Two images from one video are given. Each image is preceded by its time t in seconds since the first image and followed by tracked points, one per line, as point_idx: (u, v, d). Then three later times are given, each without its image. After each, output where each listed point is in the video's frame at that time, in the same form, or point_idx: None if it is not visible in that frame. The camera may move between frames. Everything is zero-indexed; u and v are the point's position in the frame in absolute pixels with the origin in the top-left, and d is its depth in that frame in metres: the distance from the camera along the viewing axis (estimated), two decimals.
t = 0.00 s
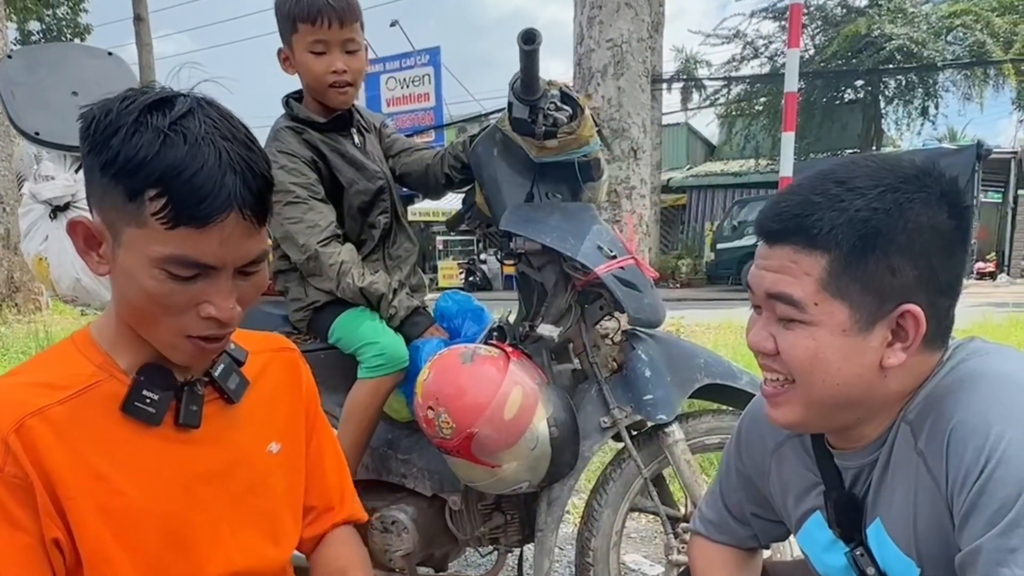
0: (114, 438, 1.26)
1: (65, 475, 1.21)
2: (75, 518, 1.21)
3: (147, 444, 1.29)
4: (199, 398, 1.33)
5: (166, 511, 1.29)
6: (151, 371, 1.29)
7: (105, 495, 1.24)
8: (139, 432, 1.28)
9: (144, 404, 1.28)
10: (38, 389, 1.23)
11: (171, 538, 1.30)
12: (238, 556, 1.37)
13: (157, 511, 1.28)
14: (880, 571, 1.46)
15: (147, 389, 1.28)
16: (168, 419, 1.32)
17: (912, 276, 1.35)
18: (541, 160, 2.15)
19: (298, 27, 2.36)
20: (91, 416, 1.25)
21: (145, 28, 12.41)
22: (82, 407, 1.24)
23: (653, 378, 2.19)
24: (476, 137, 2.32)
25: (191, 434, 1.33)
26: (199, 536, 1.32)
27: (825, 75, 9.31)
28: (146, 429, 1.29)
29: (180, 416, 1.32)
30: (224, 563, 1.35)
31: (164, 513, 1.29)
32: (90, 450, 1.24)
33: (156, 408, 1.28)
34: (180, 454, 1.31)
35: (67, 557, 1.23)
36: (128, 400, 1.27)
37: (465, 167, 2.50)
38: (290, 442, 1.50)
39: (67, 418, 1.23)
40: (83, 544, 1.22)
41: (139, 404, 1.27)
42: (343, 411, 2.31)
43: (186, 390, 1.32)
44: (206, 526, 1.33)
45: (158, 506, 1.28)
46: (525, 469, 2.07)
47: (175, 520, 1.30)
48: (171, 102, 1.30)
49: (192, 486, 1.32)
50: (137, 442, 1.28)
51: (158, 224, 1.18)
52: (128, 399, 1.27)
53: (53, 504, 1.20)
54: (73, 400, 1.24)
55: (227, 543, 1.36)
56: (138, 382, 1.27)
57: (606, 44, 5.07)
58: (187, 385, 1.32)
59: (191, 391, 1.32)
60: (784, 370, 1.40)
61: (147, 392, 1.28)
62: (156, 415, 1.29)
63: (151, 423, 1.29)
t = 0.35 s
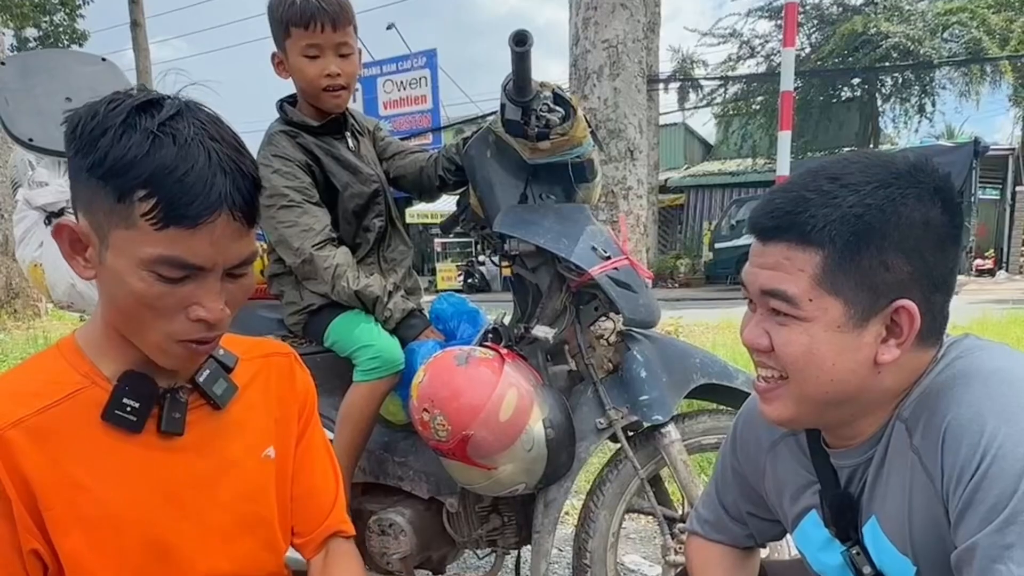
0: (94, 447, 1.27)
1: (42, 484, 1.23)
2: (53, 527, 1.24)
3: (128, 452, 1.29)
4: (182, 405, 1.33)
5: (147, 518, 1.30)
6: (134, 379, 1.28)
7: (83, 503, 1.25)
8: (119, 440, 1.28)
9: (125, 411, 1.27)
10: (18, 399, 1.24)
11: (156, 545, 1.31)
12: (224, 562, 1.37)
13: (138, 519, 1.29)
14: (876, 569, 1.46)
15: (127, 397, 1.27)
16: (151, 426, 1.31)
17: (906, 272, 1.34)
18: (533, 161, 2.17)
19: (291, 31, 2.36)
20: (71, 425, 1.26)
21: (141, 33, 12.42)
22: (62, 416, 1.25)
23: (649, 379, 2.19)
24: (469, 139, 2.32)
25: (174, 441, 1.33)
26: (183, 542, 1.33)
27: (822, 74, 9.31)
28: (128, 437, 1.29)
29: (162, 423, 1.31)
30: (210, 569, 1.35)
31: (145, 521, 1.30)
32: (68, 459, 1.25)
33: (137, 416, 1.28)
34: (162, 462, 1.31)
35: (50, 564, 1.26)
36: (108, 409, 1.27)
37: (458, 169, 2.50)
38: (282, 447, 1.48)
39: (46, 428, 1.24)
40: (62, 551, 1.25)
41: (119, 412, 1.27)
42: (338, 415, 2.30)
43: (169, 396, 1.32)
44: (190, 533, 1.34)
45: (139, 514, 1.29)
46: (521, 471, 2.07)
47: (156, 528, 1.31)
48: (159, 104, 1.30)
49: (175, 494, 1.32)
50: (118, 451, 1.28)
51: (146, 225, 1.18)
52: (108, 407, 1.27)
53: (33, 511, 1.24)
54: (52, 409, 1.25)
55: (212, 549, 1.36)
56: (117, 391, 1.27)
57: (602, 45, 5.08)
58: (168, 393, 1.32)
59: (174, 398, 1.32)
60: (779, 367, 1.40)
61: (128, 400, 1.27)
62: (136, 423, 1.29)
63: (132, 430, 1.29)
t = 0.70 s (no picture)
0: (94, 455, 1.27)
1: (44, 492, 1.24)
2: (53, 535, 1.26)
3: (128, 460, 1.29)
4: (184, 411, 1.33)
5: (149, 525, 1.31)
6: (133, 385, 1.29)
7: (84, 511, 1.26)
8: (120, 447, 1.29)
9: (125, 419, 1.27)
10: (18, 407, 1.25)
11: (160, 551, 1.32)
12: (227, 566, 1.38)
13: (140, 526, 1.30)
14: (883, 567, 1.45)
15: (127, 404, 1.28)
16: (152, 432, 1.31)
17: (911, 269, 1.34)
18: (536, 160, 2.17)
19: (294, 32, 2.37)
20: (72, 432, 1.26)
21: (143, 36, 12.44)
22: (62, 424, 1.26)
23: (652, 377, 2.19)
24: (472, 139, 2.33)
25: (176, 447, 1.33)
26: (187, 548, 1.34)
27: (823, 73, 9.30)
28: (129, 444, 1.29)
29: (163, 429, 1.31)
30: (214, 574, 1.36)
31: (147, 527, 1.31)
32: (68, 467, 1.26)
33: (138, 423, 1.28)
34: (163, 468, 1.31)
35: (55, 569, 1.29)
36: (109, 415, 1.27)
37: (461, 170, 2.51)
38: (290, 449, 1.48)
39: (46, 436, 1.25)
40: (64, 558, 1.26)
41: (120, 419, 1.27)
42: (342, 416, 2.30)
43: (169, 403, 1.32)
44: (193, 538, 1.34)
45: (140, 521, 1.30)
46: (525, 471, 2.07)
47: (159, 534, 1.31)
48: (153, 103, 1.30)
49: (178, 500, 1.32)
50: (120, 458, 1.28)
51: (144, 227, 1.19)
52: (108, 415, 1.27)
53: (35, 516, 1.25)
54: (52, 417, 1.25)
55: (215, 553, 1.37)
56: (119, 397, 1.27)
57: (603, 46, 5.08)
58: (170, 400, 1.32)
59: (175, 405, 1.32)
60: (785, 365, 1.40)
61: (129, 406, 1.28)
62: (138, 430, 1.29)
63: (133, 437, 1.29)
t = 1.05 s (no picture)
0: (110, 457, 1.25)
1: (61, 498, 1.21)
2: (72, 541, 1.23)
3: (144, 461, 1.28)
4: (197, 411, 1.33)
5: (167, 525, 1.30)
6: (149, 386, 1.28)
7: (103, 515, 1.24)
8: (135, 448, 1.28)
9: (140, 420, 1.27)
10: (31, 409, 1.22)
11: (179, 551, 1.31)
12: (244, 562, 1.39)
13: (158, 528, 1.29)
14: (889, 567, 1.44)
15: (142, 405, 1.27)
16: (166, 433, 1.31)
17: (917, 265, 1.33)
18: (540, 158, 2.15)
19: (296, 31, 2.37)
20: (87, 434, 1.24)
21: (148, 37, 12.46)
22: (77, 426, 1.24)
23: (657, 375, 2.18)
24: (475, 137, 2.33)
25: (190, 446, 1.32)
26: (204, 545, 1.34)
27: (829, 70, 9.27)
28: (144, 446, 1.28)
29: (177, 430, 1.31)
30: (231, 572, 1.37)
31: (165, 529, 1.30)
32: (84, 471, 1.23)
33: (153, 424, 1.28)
34: (178, 468, 1.31)
35: None
36: (123, 417, 1.26)
37: (465, 168, 2.50)
38: (297, 442, 1.49)
39: (61, 439, 1.22)
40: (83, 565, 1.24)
41: (134, 421, 1.26)
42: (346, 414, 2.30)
43: (184, 404, 1.31)
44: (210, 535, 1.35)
45: (159, 522, 1.29)
46: (529, 469, 2.06)
47: (177, 533, 1.31)
48: (170, 101, 1.29)
49: (194, 499, 1.32)
50: (135, 461, 1.27)
51: (161, 229, 1.18)
52: (123, 416, 1.26)
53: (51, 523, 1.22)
54: (66, 419, 1.23)
55: (231, 549, 1.38)
56: (134, 399, 1.26)
57: (607, 44, 5.07)
58: (184, 401, 1.31)
59: (189, 405, 1.32)
60: (792, 369, 1.39)
61: (144, 408, 1.27)
62: (152, 432, 1.28)
63: (148, 438, 1.28)
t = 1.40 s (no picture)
0: (127, 456, 1.25)
1: (78, 495, 1.21)
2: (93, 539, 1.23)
3: (159, 460, 1.28)
4: (211, 411, 1.32)
5: (183, 524, 1.30)
6: (162, 383, 1.28)
7: (120, 514, 1.25)
8: (150, 448, 1.27)
9: (154, 419, 1.26)
10: (48, 407, 1.21)
11: (190, 549, 1.31)
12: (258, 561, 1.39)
13: (174, 526, 1.29)
14: (903, 565, 1.43)
15: (157, 404, 1.26)
16: (180, 432, 1.30)
17: (932, 257, 1.32)
18: (548, 153, 2.15)
19: (303, 26, 2.37)
20: (103, 433, 1.24)
21: (153, 34, 12.47)
22: (94, 425, 1.23)
23: (665, 372, 2.17)
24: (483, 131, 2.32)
25: (204, 446, 1.32)
26: (219, 545, 1.34)
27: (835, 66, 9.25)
28: (157, 445, 1.28)
29: (191, 429, 1.30)
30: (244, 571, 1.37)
31: (181, 527, 1.30)
32: (99, 468, 1.23)
33: (167, 424, 1.27)
34: (193, 467, 1.31)
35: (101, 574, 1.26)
36: (137, 416, 1.25)
37: (472, 163, 2.50)
38: (308, 442, 1.49)
39: (79, 437, 1.22)
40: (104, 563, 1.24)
41: (149, 419, 1.26)
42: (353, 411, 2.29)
43: (198, 404, 1.31)
44: (224, 535, 1.35)
45: (174, 521, 1.29)
46: (536, 466, 2.05)
47: (192, 533, 1.31)
48: (182, 93, 1.28)
49: (208, 498, 1.32)
50: (149, 459, 1.27)
51: (173, 223, 1.17)
52: (138, 416, 1.25)
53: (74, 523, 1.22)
54: (84, 418, 1.22)
55: (246, 548, 1.38)
56: (148, 397, 1.26)
57: (613, 40, 5.05)
58: (197, 400, 1.31)
59: (203, 405, 1.31)
60: (834, 369, 1.33)
61: (158, 406, 1.26)
62: (166, 430, 1.27)
63: (164, 437, 1.28)
